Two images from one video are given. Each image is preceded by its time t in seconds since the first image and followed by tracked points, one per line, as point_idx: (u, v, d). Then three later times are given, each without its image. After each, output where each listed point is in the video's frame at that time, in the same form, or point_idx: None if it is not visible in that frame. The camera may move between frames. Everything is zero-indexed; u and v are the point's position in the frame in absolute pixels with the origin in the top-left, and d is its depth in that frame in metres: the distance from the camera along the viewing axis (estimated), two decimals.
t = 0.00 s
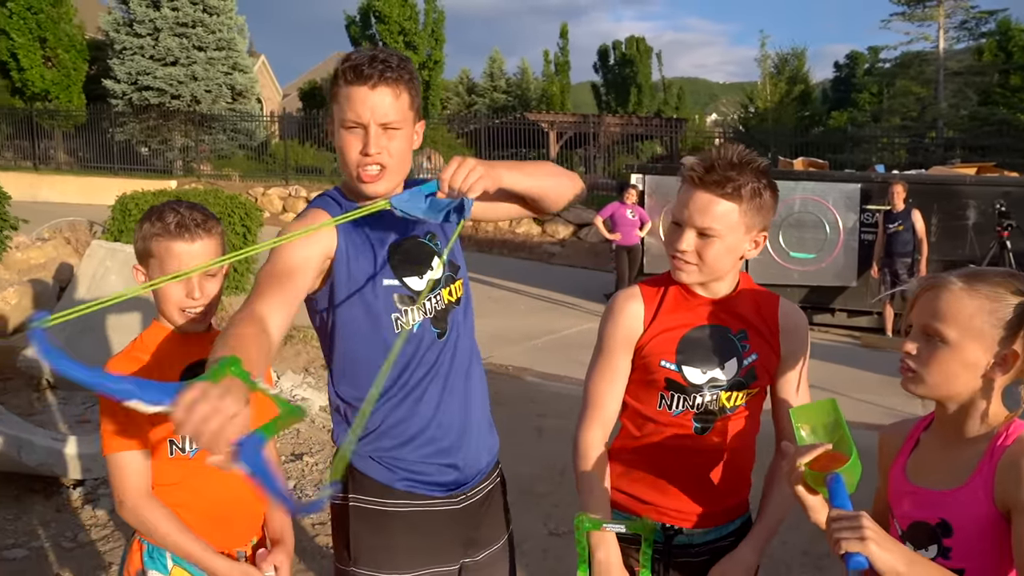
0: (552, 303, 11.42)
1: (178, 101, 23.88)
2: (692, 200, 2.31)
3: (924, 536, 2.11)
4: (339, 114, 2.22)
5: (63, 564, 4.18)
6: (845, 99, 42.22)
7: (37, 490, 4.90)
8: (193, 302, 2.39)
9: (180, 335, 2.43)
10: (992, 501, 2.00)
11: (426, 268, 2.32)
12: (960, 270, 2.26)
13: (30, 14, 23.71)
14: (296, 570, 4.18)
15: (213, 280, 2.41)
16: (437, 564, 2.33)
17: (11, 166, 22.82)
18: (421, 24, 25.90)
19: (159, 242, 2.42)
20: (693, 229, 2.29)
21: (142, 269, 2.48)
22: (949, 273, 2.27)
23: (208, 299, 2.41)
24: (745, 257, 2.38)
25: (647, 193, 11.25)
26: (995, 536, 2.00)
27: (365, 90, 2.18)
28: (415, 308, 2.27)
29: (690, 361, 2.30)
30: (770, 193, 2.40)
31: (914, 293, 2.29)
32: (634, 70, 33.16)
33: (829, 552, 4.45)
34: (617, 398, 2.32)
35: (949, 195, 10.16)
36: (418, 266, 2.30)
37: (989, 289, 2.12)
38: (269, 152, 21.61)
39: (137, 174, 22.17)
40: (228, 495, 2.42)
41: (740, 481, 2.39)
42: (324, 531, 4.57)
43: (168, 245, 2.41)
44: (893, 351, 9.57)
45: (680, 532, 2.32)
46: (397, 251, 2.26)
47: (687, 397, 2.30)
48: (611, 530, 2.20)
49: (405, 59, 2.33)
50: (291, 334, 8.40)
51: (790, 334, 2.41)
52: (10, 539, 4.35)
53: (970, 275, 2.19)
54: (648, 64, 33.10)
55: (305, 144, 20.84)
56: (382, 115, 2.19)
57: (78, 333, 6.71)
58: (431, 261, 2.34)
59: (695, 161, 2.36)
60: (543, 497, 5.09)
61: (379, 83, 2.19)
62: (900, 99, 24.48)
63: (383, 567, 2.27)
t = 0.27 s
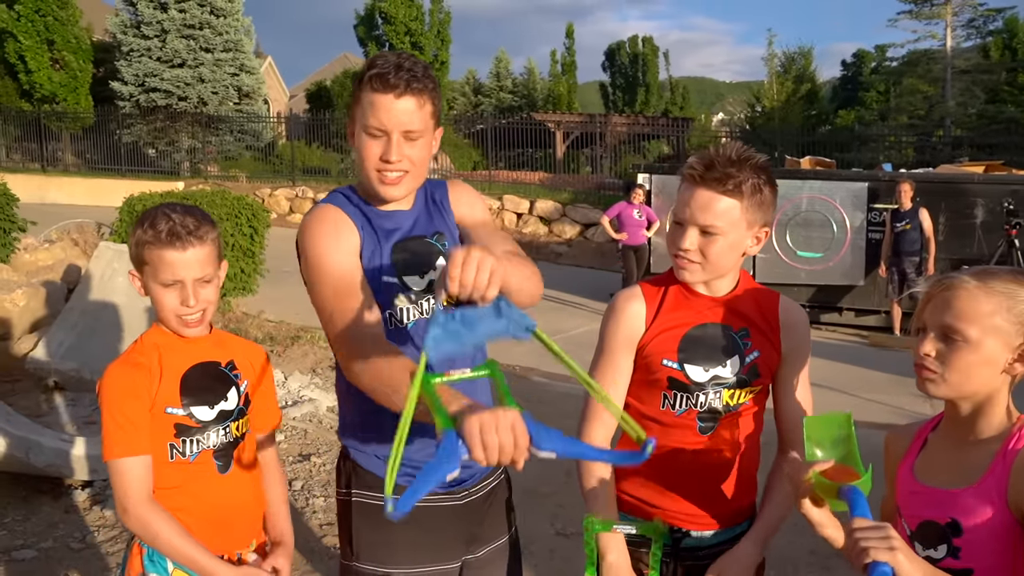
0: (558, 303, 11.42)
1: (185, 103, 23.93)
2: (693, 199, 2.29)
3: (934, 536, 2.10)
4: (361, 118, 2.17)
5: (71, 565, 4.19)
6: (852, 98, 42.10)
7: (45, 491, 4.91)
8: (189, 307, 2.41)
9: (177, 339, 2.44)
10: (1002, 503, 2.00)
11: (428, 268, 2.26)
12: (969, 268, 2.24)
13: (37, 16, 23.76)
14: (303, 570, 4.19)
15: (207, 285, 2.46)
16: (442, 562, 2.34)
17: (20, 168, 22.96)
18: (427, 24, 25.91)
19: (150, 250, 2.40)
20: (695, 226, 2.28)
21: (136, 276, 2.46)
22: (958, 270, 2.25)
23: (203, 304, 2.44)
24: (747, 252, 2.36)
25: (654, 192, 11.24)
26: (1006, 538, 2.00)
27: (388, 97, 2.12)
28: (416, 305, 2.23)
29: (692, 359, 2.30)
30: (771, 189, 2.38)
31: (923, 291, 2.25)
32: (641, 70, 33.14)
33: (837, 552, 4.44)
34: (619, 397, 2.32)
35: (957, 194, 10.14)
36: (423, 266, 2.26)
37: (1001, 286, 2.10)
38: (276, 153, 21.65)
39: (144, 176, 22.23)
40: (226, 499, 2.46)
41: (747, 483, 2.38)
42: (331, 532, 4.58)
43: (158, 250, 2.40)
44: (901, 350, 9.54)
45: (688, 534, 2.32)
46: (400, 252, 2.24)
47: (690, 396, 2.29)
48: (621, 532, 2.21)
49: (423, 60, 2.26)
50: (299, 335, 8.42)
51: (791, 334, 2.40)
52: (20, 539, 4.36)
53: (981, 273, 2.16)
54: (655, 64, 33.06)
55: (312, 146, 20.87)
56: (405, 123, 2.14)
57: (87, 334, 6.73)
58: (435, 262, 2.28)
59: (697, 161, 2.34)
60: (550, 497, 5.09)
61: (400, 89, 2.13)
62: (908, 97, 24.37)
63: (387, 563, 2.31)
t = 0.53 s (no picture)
0: (559, 304, 11.43)
1: (186, 103, 23.93)
2: (686, 201, 2.25)
3: (934, 536, 2.08)
4: (401, 124, 2.36)
5: (72, 566, 4.20)
6: (853, 99, 42.17)
7: (47, 491, 4.90)
8: (184, 313, 2.39)
9: (169, 344, 2.42)
10: (999, 500, 1.98)
11: (448, 290, 2.46)
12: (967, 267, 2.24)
13: (39, 16, 23.70)
14: (304, 571, 4.20)
15: (207, 288, 2.45)
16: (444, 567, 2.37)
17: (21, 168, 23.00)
18: (429, 25, 25.93)
19: (153, 256, 2.37)
20: (694, 230, 2.23)
21: (127, 283, 2.41)
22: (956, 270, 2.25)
23: (203, 308, 2.43)
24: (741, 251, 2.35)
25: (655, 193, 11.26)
26: (1007, 538, 1.97)
27: (428, 106, 2.34)
28: (433, 325, 2.44)
29: (681, 357, 2.27)
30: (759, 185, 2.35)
31: (921, 290, 2.26)
32: (642, 70, 33.20)
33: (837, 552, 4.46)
34: (612, 396, 2.32)
35: (957, 194, 10.17)
36: (440, 285, 2.44)
37: (996, 284, 2.10)
38: (278, 153, 21.67)
39: (146, 176, 22.25)
40: (213, 503, 2.46)
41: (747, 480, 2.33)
42: (332, 532, 4.59)
43: (155, 255, 2.37)
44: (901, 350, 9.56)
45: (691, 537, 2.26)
46: (423, 271, 2.42)
47: (681, 394, 2.27)
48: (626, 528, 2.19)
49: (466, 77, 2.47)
50: (301, 335, 8.44)
51: (782, 330, 2.35)
52: (22, 539, 4.38)
53: (979, 272, 2.17)
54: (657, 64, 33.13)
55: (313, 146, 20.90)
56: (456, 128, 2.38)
57: (89, 334, 6.73)
58: (457, 284, 2.47)
59: (690, 164, 2.32)
60: (552, 497, 5.11)
61: (448, 95, 2.36)
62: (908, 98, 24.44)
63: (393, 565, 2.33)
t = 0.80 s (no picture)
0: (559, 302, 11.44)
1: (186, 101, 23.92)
2: (677, 201, 2.25)
3: (930, 529, 2.07)
4: (438, 119, 2.38)
5: (70, 564, 4.20)
6: (854, 97, 42.16)
7: (46, 489, 4.90)
8: (178, 309, 2.39)
9: (159, 344, 2.43)
10: (993, 493, 1.98)
11: (470, 289, 2.46)
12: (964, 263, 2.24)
13: (39, 14, 23.76)
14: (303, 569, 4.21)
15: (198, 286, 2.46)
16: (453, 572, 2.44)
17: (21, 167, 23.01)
18: (429, 23, 25.91)
19: (149, 254, 2.37)
20: (695, 228, 2.22)
21: (115, 282, 2.41)
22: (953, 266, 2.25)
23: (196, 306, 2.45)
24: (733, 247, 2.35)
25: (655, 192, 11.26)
26: (1003, 529, 1.97)
27: (466, 100, 2.37)
28: (452, 322, 2.44)
29: (674, 356, 2.28)
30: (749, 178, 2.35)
31: (918, 285, 2.26)
32: (642, 68, 33.18)
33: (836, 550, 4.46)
34: (609, 396, 2.32)
35: (956, 193, 10.17)
36: (462, 283, 2.44)
37: (990, 280, 2.10)
38: (277, 152, 21.66)
39: (145, 174, 22.23)
40: (203, 504, 2.46)
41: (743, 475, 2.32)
42: (332, 530, 4.60)
43: (150, 251, 2.38)
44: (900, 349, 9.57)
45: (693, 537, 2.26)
46: (445, 269, 2.43)
47: (675, 393, 2.27)
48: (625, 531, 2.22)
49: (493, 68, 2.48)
50: (300, 334, 8.44)
51: (775, 325, 2.34)
52: (21, 537, 4.39)
53: (972, 268, 2.16)
54: (658, 63, 33.08)
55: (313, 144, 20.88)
56: (496, 125, 2.42)
57: (89, 333, 6.73)
58: (479, 283, 2.48)
59: (682, 161, 2.31)
60: (552, 495, 5.12)
61: (487, 92, 2.40)
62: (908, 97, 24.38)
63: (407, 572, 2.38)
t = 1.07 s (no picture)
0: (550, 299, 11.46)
1: (177, 97, 23.84)
2: (665, 198, 2.26)
3: (918, 517, 2.09)
4: (447, 117, 2.40)
5: (61, 560, 4.19)
6: (845, 94, 42.27)
7: (37, 485, 4.87)
8: (156, 304, 2.38)
9: (139, 338, 2.41)
10: (981, 481, 1.99)
11: (478, 283, 2.46)
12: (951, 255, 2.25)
13: (28, 9, 23.64)
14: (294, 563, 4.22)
15: (179, 281, 2.45)
16: (446, 575, 2.44)
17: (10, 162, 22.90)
18: (421, 19, 25.87)
19: (126, 245, 2.35)
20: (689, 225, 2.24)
21: (96, 274, 2.39)
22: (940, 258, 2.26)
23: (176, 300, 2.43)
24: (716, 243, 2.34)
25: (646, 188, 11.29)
26: (988, 516, 1.99)
27: (473, 97, 2.36)
28: (457, 314, 2.45)
29: (663, 351, 2.28)
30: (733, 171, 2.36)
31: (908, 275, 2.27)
32: (634, 64, 33.20)
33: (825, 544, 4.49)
34: (602, 393, 2.30)
35: (946, 189, 10.23)
36: (470, 277, 2.45)
37: (983, 273, 2.12)
38: (269, 147, 21.62)
39: (136, 170, 22.17)
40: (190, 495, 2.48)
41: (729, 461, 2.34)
42: (325, 525, 4.61)
43: (127, 245, 2.36)
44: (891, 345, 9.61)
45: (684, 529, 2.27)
46: (456, 261, 2.44)
47: (665, 388, 2.28)
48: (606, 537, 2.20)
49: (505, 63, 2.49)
50: (292, 330, 8.44)
51: (758, 313, 2.36)
52: (10, 533, 4.38)
53: (966, 261, 2.18)
54: (650, 59, 33.10)
55: (305, 140, 20.85)
56: (498, 122, 2.39)
57: (78, 327, 6.69)
58: (488, 278, 2.49)
59: (670, 153, 2.31)
60: (545, 490, 5.13)
61: (494, 91, 2.38)
62: (899, 94, 24.44)
63: (394, 567, 2.41)
